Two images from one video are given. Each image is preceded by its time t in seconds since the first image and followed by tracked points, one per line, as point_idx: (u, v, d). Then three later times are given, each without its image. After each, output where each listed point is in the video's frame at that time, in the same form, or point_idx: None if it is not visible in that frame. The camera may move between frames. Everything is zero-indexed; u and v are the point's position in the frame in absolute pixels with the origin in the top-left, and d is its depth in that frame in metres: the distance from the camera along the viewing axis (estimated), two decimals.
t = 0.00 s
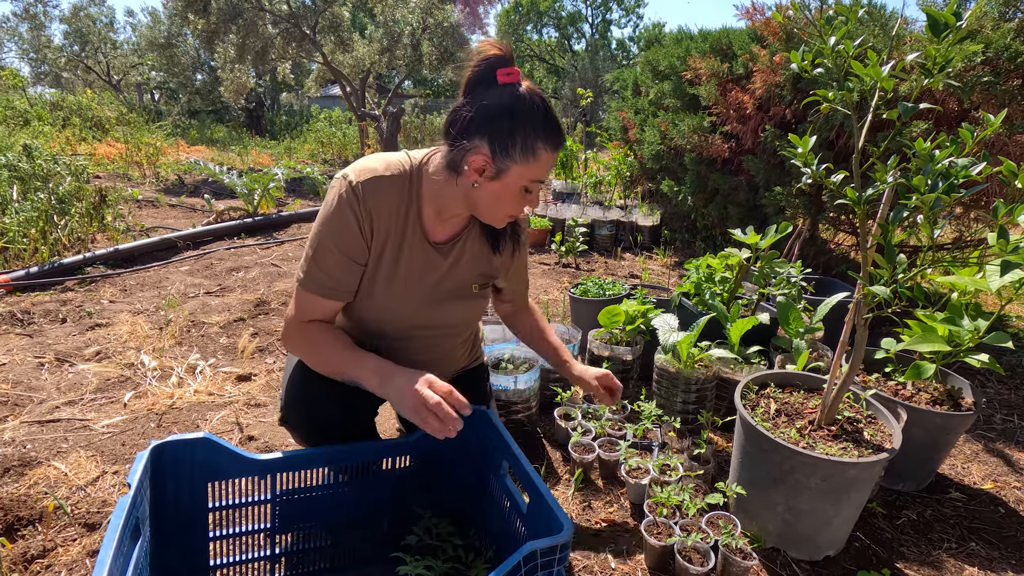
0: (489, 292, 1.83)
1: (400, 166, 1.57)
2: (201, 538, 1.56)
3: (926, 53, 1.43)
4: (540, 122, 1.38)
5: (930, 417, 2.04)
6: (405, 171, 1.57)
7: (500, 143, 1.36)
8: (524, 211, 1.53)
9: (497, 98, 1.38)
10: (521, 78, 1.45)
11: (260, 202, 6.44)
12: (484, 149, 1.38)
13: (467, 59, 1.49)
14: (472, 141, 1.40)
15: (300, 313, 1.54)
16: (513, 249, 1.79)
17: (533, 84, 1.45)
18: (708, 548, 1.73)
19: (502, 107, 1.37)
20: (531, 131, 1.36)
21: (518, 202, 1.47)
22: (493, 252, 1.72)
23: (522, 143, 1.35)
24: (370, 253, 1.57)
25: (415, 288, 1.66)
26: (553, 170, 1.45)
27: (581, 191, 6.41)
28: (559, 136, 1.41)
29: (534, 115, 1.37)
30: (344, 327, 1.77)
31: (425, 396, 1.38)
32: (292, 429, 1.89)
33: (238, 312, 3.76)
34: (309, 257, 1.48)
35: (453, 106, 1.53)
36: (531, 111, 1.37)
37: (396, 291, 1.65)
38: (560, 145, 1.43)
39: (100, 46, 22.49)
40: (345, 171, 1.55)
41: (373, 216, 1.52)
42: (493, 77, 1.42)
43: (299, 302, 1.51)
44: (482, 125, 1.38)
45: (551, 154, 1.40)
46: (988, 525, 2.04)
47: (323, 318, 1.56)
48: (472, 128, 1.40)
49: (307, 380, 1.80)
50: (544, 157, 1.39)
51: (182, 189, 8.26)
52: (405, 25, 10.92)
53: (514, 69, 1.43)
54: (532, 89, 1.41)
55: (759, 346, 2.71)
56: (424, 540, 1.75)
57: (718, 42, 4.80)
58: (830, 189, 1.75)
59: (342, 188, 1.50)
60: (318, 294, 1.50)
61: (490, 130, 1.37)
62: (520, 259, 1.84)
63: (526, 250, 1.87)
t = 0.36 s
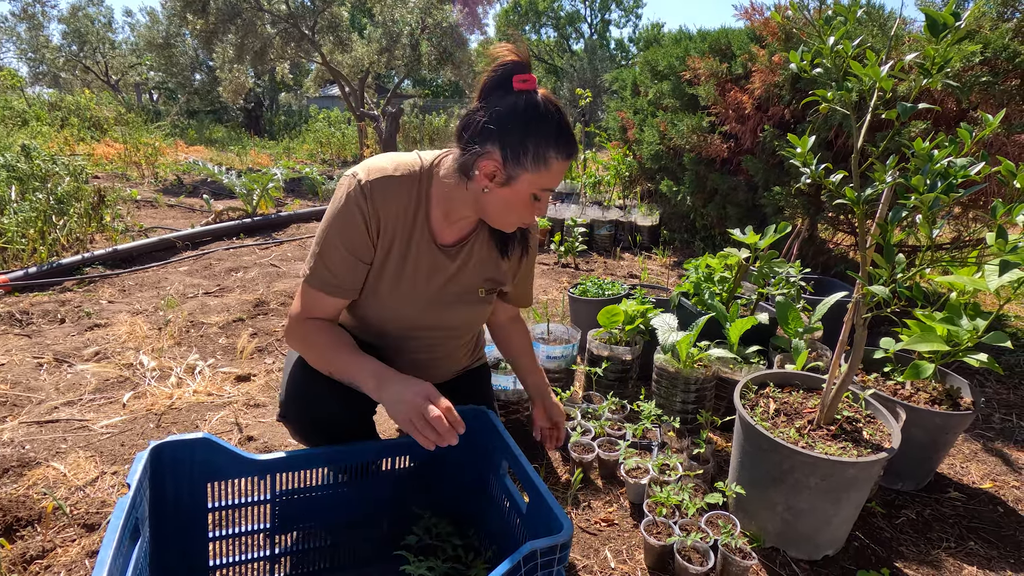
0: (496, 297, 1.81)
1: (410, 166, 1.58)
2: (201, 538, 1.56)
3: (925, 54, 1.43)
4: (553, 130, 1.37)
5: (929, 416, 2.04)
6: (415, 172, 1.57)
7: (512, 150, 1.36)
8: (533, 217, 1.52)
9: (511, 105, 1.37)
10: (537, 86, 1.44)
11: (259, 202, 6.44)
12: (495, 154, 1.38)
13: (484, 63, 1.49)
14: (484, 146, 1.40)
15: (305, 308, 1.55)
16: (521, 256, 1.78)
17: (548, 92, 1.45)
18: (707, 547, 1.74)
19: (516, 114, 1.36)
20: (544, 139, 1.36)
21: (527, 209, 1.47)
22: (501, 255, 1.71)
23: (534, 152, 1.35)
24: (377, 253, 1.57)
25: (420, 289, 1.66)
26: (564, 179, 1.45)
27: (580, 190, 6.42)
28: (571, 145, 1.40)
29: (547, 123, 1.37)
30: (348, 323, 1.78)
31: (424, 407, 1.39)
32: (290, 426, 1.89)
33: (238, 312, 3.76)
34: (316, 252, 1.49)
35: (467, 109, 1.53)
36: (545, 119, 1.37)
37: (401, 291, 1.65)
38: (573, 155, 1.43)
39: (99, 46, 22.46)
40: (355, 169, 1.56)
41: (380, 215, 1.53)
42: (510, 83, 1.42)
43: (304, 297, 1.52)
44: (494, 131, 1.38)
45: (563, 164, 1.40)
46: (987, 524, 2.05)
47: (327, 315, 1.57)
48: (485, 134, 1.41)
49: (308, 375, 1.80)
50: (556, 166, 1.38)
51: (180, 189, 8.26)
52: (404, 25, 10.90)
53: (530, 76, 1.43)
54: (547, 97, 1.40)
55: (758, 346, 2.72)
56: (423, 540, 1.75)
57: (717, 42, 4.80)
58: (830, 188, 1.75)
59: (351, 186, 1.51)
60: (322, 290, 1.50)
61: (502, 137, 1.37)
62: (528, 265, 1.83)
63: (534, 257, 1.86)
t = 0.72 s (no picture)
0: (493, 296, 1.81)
1: (404, 165, 1.58)
2: (200, 538, 1.55)
3: (925, 53, 1.43)
4: (547, 124, 1.37)
5: (929, 415, 2.04)
6: (410, 171, 1.57)
7: (507, 145, 1.36)
8: (529, 212, 1.52)
9: (505, 100, 1.37)
10: (530, 80, 1.44)
11: (257, 203, 6.43)
12: (491, 150, 1.38)
13: (477, 58, 1.48)
14: (478, 142, 1.40)
15: (302, 311, 1.54)
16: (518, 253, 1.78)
17: (542, 87, 1.45)
18: (708, 547, 1.74)
19: (510, 109, 1.36)
20: (539, 133, 1.36)
21: (523, 204, 1.46)
22: (498, 254, 1.71)
23: (529, 147, 1.35)
24: (374, 254, 1.57)
25: (418, 289, 1.66)
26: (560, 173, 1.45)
27: (579, 190, 6.42)
28: (566, 138, 1.40)
29: (542, 117, 1.37)
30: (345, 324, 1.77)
31: (444, 403, 1.43)
32: (290, 430, 1.88)
33: (236, 312, 3.75)
34: (313, 255, 1.49)
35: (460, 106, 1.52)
36: (539, 113, 1.37)
37: (400, 292, 1.65)
38: (568, 148, 1.43)
39: (97, 46, 22.44)
40: (349, 170, 1.56)
41: (377, 216, 1.52)
42: (503, 79, 1.41)
43: (302, 300, 1.52)
44: (489, 127, 1.38)
45: (558, 157, 1.40)
46: (987, 523, 2.05)
47: (326, 318, 1.57)
48: (479, 130, 1.40)
49: (304, 377, 1.80)
50: (552, 160, 1.39)
51: (179, 189, 8.25)
52: (403, 25, 10.91)
53: (523, 71, 1.42)
54: (540, 92, 1.40)
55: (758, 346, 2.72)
56: (424, 541, 1.74)
57: (716, 42, 4.81)
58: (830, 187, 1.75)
59: (346, 187, 1.51)
60: (320, 293, 1.50)
61: (497, 132, 1.37)
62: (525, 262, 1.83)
63: (530, 255, 1.85)
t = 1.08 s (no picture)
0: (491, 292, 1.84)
1: (399, 167, 1.57)
2: (201, 538, 1.55)
3: (924, 53, 1.43)
4: (538, 120, 1.37)
5: (928, 415, 2.05)
6: (404, 172, 1.56)
7: (499, 144, 1.36)
8: (525, 208, 1.53)
9: (495, 98, 1.37)
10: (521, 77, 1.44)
11: (257, 203, 6.43)
12: (483, 149, 1.38)
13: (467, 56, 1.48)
14: (470, 140, 1.40)
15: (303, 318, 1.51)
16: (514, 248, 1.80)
17: (533, 83, 1.44)
18: (708, 546, 1.74)
19: (500, 107, 1.36)
20: (531, 130, 1.35)
21: (519, 201, 1.47)
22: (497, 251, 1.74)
23: (522, 144, 1.35)
24: (376, 257, 1.56)
25: (419, 290, 1.66)
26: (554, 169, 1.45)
27: (578, 190, 6.42)
28: (557, 134, 1.40)
29: (533, 114, 1.37)
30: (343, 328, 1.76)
31: (486, 379, 1.57)
32: (293, 432, 1.88)
33: (236, 312, 3.75)
34: (315, 260, 1.47)
35: (451, 105, 1.52)
36: (529, 110, 1.37)
37: (401, 293, 1.65)
38: (561, 145, 1.43)
39: (96, 46, 22.42)
40: (343, 174, 1.54)
41: (377, 219, 1.51)
42: (493, 76, 1.41)
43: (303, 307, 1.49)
44: (480, 125, 1.38)
45: (551, 154, 1.40)
46: (986, 522, 2.05)
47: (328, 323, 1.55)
48: (471, 128, 1.41)
49: (305, 377, 1.80)
50: (544, 157, 1.39)
51: (178, 189, 8.24)
52: (402, 25, 10.91)
53: (513, 67, 1.42)
54: (531, 88, 1.40)
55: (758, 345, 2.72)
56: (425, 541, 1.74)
57: (715, 42, 4.81)
58: (829, 187, 1.75)
59: (343, 191, 1.49)
60: (323, 298, 1.47)
61: (488, 130, 1.37)
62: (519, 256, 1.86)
63: (524, 251, 1.89)
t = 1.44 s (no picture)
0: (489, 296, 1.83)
1: (398, 170, 1.56)
2: (201, 538, 1.55)
3: (923, 54, 1.43)
4: (538, 124, 1.36)
5: (927, 415, 2.05)
6: (403, 175, 1.56)
7: (497, 148, 1.36)
8: (524, 213, 1.52)
9: (494, 102, 1.37)
10: (522, 80, 1.43)
11: (256, 203, 6.43)
12: (481, 153, 1.39)
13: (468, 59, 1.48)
14: (469, 145, 1.41)
15: (297, 320, 1.52)
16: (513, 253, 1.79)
17: (533, 86, 1.43)
18: (708, 546, 1.74)
19: (499, 110, 1.36)
20: (530, 134, 1.35)
21: (517, 206, 1.47)
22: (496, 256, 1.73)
23: (521, 150, 1.35)
24: (372, 260, 1.56)
25: (416, 293, 1.66)
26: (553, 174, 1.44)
27: (578, 190, 6.42)
28: (557, 138, 1.39)
29: (532, 119, 1.36)
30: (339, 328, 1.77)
31: (470, 389, 1.55)
32: (291, 432, 1.88)
33: (235, 313, 3.75)
34: (310, 263, 1.47)
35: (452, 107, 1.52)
36: (528, 114, 1.36)
37: (397, 296, 1.65)
38: (561, 149, 1.42)
39: (95, 46, 22.40)
40: (342, 176, 1.54)
41: (373, 222, 1.51)
42: (493, 79, 1.40)
43: (297, 309, 1.50)
44: (478, 128, 1.38)
45: (550, 159, 1.39)
46: (985, 522, 2.05)
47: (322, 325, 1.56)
48: (470, 132, 1.41)
49: (303, 377, 1.80)
50: (543, 162, 1.38)
51: (178, 189, 8.24)
52: (402, 25, 10.91)
53: (513, 70, 1.42)
54: (531, 92, 1.39)
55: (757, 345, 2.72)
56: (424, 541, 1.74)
57: (715, 42, 4.81)
58: (828, 187, 1.75)
59: (340, 193, 1.49)
60: (317, 301, 1.48)
61: (487, 134, 1.37)
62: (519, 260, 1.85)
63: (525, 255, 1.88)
